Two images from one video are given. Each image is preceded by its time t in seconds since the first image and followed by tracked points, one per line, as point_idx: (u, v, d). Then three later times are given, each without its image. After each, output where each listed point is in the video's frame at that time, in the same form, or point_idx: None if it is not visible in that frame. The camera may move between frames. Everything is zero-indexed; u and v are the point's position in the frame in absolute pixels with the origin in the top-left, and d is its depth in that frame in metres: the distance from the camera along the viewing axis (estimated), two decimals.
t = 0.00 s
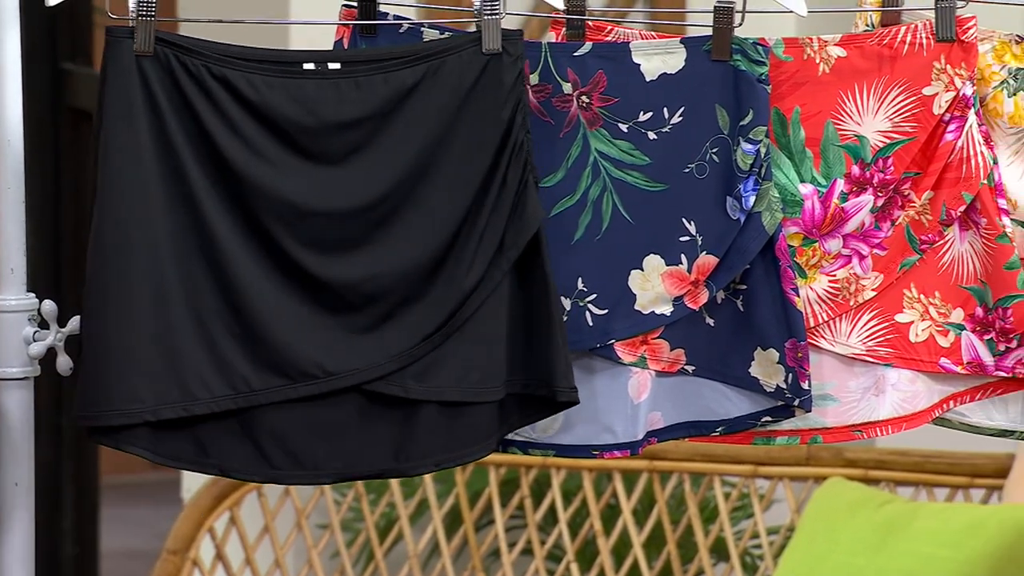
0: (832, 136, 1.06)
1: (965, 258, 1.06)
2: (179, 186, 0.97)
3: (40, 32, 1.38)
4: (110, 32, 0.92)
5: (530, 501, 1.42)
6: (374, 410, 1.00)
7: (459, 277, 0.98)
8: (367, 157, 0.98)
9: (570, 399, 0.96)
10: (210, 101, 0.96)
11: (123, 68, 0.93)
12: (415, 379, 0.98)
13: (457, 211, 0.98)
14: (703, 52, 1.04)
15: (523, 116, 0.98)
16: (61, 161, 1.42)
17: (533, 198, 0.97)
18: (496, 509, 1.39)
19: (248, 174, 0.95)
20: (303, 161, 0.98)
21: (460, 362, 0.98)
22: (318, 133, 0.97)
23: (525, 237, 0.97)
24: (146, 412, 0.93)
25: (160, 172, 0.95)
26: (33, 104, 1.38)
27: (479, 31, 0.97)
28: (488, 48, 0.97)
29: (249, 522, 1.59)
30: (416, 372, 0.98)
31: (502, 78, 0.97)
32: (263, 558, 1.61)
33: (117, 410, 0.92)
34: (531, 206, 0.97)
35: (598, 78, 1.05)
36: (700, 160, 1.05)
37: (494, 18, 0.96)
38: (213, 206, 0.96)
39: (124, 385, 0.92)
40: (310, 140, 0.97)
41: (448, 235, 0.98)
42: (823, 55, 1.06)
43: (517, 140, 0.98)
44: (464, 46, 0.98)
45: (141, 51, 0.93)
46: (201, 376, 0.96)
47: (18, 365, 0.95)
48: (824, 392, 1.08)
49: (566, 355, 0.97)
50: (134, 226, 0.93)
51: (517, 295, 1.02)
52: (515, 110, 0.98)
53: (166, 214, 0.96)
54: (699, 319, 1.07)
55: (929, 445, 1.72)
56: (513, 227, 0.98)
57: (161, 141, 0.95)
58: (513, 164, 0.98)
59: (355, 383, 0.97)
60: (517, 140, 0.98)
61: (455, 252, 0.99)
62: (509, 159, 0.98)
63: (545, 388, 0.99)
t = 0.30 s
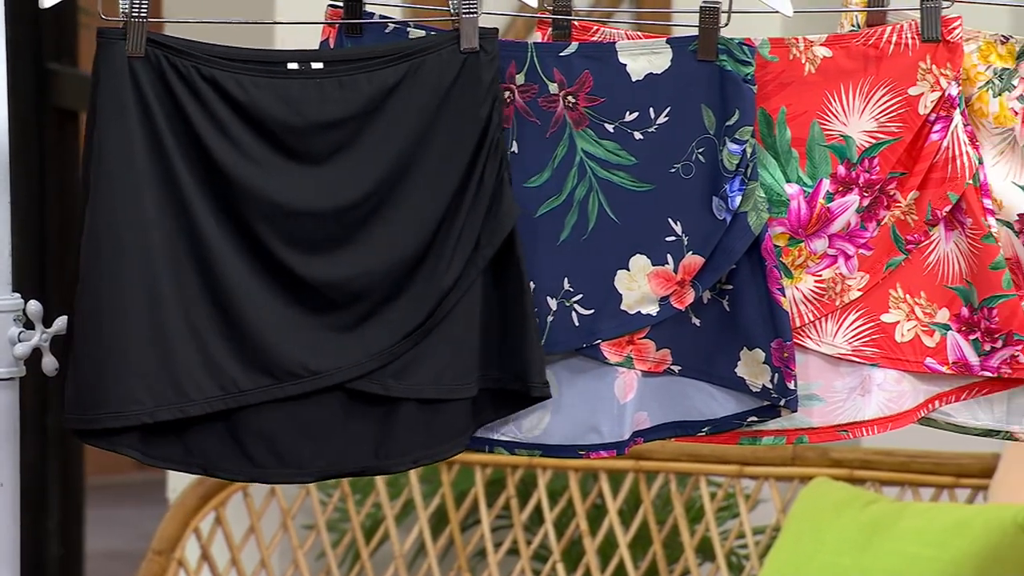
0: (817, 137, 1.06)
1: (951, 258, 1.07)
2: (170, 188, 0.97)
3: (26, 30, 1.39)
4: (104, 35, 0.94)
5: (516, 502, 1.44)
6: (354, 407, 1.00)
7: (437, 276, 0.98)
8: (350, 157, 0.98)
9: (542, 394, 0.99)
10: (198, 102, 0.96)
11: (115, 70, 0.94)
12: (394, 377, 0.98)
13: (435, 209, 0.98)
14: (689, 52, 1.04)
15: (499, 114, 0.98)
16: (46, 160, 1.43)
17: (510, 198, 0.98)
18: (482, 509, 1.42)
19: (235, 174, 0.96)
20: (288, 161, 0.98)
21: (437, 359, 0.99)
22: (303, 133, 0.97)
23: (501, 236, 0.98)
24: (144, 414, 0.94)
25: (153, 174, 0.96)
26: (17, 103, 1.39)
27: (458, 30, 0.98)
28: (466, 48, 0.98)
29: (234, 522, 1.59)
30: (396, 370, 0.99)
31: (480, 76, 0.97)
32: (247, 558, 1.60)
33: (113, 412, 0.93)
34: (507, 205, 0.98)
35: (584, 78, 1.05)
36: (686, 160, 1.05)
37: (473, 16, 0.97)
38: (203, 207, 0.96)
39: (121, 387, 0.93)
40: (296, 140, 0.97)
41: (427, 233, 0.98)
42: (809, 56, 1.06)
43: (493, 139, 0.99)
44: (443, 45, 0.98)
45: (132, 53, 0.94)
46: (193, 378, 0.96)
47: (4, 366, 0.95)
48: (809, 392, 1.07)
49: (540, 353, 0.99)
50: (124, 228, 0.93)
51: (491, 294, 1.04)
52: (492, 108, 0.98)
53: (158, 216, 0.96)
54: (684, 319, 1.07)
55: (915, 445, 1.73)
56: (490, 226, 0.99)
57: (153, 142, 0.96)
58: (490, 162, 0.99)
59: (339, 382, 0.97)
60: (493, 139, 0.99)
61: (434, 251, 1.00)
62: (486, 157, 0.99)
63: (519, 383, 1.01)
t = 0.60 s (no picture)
0: (803, 137, 1.06)
1: (936, 258, 1.06)
2: (161, 190, 0.97)
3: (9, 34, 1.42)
4: (100, 38, 0.94)
5: (502, 502, 1.46)
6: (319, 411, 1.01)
7: (412, 272, 0.98)
8: (332, 155, 0.98)
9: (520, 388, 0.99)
10: (190, 103, 0.97)
11: (112, 73, 0.94)
12: (370, 372, 0.99)
13: (411, 205, 0.98)
14: (674, 52, 1.04)
15: (473, 109, 0.98)
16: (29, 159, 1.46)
17: (485, 192, 0.98)
18: (468, 509, 1.43)
19: (223, 173, 0.96)
20: (275, 161, 0.98)
21: (412, 355, 0.99)
22: (291, 132, 0.97)
23: (479, 228, 0.98)
24: (141, 415, 0.94)
25: (146, 177, 0.96)
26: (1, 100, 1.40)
27: (434, 25, 0.98)
28: (443, 42, 0.98)
29: (221, 522, 1.59)
30: (372, 365, 0.99)
31: (455, 72, 0.98)
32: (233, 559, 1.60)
33: (113, 415, 0.94)
34: (482, 199, 0.98)
35: (570, 78, 1.05)
36: (671, 160, 1.05)
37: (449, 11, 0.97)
38: (193, 210, 0.97)
39: (119, 390, 0.94)
40: (283, 140, 0.97)
41: (404, 229, 0.98)
42: (794, 56, 1.06)
43: (466, 134, 0.99)
44: (419, 42, 0.98)
45: (129, 56, 0.95)
46: (183, 379, 0.96)
47: None
48: (795, 392, 1.08)
49: (519, 347, 1.00)
50: (120, 229, 0.93)
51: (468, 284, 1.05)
52: (467, 104, 0.99)
53: (150, 218, 0.96)
54: (671, 320, 1.07)
55: (901, 445, 1.73)
56: (465, 220, 0.99)
57: (146, 143, 0.96)
58: (465, 157, 0.99)
59: (318, 378, 0.98)
60: (467, 133, 0.99)
61: (409, 246, 1.00)
62: (461, 152, 0.99)
63: (497, 378, 1.02)
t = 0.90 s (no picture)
0: (789, 137, 1.06)
1: (922, 258, 1.07)
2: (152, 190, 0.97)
3: None
4: (91, 38, 0.93)
5: (488, 502, 1.47)
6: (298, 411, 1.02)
7: (393, 273, 0.99)
8: (317, 155, 0.98)
9: (498, 388, 0.99)
10: (179, 103, 0.96)
11: (104, 73, 0.94)
12: (351, 373, 0.99)
13: (394, 205, 0.99)
14: (660, 52, 1.05)
15: (451, 110, 0.99)
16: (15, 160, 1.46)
17: (463, 192, 0.98)
18: (453, 509, 1.44)
19: (208, 172, 0.96)
20: (260, 161, 0.98)
21: (390, 354, 1.00)
22: (276, 132, 0.97)
23: (456, 229, 0.98)
24: (133, 416, 0.94)
25: (138, 177, 0.96)
26: None
27: (413, 27, 0.99)
28: (421, 43, 0.98)
29: (206, 522, 1.60)
30: (353, 366, 1.00)
31: (434, 73, 0.98)
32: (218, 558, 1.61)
33: (107, 416, 0.93)
34: (460, 199, 0.98)
35: (556, 78, 1.05)
36: (657, 160, 1.05)
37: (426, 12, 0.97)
38: (183, 211, 0.97)
39: (112, 391, 0.93)
40: (269, 140, 0.98)
41: (385, 229, 0.98)
42: (780, 56, 1.06)
43: (444, 134, 0.99)
44: (399, 43, 0.99)
45: (119, 55, 0.94)
46: (174, 381, 0.96)
47: None
48: (781, 391, 1.08)
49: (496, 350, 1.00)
50: (112, 229, 0.93)
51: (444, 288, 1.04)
52: (445, 105, 0.99)
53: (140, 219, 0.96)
54: (656, 320, 1.07)
55: (887, 445, 1.74)
56: (443, 218, 0.99)
57: (137, 142, 0.96)
58: (443, 159, 0.99)
59: (302, 379, 0.98)
60: (445, 135, 0.99)
61: (389, 247, 1.00)
62: (439, 153, 1.00)
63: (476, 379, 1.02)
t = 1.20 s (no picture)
0: (775, 137, 1.06)
1: (908, 258, 1.07)
2: (142, 190, 0.97)
3: None
4: (79, 36, 0.93)
5: (474, 502, 1.47)
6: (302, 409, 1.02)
7: (388, 275, 0.99)
8: (308, 156, 0.98)
9: (488, 390, 1.00)
10: (168, 103, 0.96)
11: (91, 72, 0.93)
12: (349, 376, 0.99)
13: (387, 206, 0.99)
14: (647, 52, 1.05)
15: (441, 111, 0.99)
16: None
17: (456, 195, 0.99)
18: (440, 509, 1.44)
19: (199, 173, 0.96)
20: (251, 161, 0.98)
21: (388, 357, 1.00)
22: (267, 133, 0.97)
23: (449, 232, 0.99)
24: (126, 417, 0.93)
25: (128, 177, 0.96)
26: None
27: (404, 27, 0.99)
28: (411, 44, 0.98)
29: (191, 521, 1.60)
30: (352, 369, 0.99)
31: (425, 74, 0.98)
32: (204, 558, 1.61)
33: (98, 416, 0.93)
34: (452, 203, 0.99)
35: (542, 78, 1.05)
36: (643, 160, 1.05)
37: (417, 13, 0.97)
38: (175, 212, 0.97)
39: (104, 391, 0.93)
40: (260, 141, 0.97)
41: (378, 230, 0.99)
42: (766, 56, 1.06)
43: (436, 137, 1.00)
44: (390, 44, 0.99)
45: (108, 54, 0.94)
46: (168, 381, 0.96)
47: None
48: (767, 391, 1.08)
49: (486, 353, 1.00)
50: (103, 229, 0.93)
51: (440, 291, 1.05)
52: (437, 106, 0.99)
53: (131, 219, 0.96)
54: (644, 320, 1.07)
55: (873, 444, 1.75)
56: (438, 222, 1.00)
57: (126, 141, 0.96)
58: (435, 161, 1.00)
59: (300, 382, 0.98)
60: (438, 137, 1.00)
61: (383, 249, 1.00)
62: (431, 156, 1.00)
63: (465, 379, 1.02)
